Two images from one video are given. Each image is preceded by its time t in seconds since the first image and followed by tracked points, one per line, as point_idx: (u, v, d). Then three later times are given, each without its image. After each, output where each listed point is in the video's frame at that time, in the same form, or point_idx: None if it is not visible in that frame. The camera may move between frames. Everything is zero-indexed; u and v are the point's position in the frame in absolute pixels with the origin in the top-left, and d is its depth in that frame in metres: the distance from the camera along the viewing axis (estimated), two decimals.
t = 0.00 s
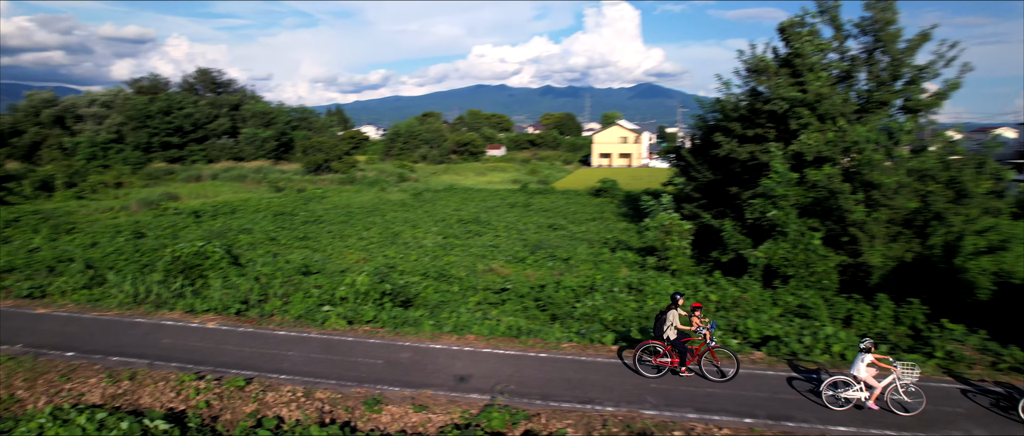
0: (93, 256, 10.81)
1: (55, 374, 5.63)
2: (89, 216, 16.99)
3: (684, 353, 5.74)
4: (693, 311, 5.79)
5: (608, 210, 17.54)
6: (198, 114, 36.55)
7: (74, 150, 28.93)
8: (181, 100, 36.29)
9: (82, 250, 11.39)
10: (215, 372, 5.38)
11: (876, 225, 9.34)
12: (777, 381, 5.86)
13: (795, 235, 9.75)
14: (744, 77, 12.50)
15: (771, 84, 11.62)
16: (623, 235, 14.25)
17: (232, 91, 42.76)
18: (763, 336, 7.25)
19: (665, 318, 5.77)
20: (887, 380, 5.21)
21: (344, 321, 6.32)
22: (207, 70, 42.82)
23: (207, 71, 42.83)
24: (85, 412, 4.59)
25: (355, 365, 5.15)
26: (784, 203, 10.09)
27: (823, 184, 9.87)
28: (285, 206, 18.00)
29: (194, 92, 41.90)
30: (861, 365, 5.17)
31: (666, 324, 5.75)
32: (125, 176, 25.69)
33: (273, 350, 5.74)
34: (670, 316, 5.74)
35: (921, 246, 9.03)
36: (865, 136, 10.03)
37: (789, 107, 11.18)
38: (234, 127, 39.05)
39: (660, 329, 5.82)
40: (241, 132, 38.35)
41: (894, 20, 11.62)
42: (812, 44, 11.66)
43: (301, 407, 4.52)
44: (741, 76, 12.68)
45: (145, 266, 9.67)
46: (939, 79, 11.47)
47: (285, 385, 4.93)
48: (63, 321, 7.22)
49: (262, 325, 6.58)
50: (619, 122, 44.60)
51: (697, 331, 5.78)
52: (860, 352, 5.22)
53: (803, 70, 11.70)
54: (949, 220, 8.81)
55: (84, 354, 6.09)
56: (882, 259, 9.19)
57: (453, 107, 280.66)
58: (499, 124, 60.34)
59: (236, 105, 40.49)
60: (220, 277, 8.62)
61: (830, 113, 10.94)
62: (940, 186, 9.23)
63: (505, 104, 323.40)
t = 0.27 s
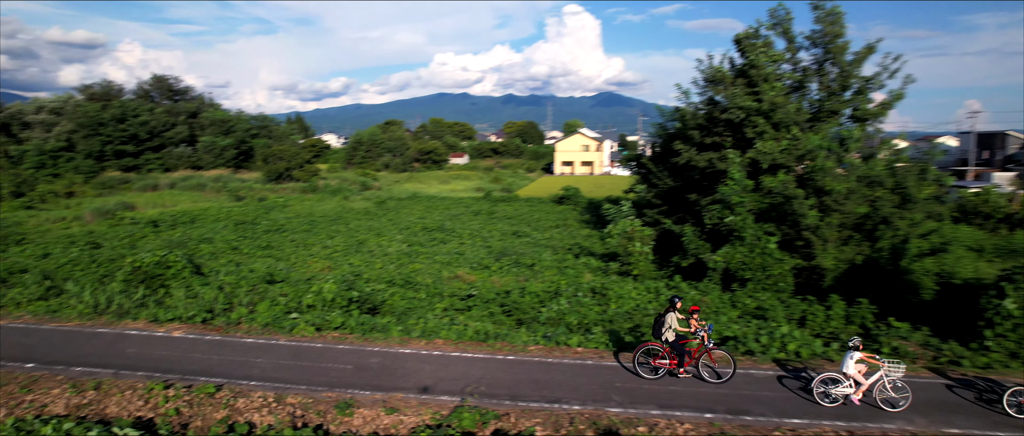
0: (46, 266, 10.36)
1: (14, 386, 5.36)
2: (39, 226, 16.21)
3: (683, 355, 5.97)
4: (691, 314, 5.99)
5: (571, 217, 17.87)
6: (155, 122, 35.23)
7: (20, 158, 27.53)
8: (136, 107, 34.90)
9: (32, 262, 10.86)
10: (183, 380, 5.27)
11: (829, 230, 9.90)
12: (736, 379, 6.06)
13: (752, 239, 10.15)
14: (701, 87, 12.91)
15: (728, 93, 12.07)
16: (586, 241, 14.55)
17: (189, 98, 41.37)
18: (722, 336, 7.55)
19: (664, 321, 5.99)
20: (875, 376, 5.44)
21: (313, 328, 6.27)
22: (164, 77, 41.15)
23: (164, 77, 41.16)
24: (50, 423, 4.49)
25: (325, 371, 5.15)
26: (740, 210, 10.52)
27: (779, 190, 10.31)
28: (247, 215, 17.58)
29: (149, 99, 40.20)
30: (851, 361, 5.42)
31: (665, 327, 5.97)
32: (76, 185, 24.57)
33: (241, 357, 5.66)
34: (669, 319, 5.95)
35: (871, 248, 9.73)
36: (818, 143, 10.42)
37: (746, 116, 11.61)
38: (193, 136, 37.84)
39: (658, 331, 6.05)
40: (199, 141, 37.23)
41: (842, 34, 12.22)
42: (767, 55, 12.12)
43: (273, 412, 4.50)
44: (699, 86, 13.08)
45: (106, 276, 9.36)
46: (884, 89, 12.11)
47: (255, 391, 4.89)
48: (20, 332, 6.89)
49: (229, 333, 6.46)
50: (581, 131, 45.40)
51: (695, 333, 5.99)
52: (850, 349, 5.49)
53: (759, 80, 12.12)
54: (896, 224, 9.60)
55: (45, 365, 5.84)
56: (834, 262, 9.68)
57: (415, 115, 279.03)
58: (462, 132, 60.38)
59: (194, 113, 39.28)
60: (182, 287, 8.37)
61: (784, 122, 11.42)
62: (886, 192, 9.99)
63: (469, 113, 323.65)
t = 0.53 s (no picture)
0: None
1: None
2: None
3: (681, 357, 6.18)
4: (688, 316, 6.23)
5: (536, 224, 18.09)
6: (108, 129, 33.72)
7: None
8: (88, 114, 33.31)
9: None
10: (152, 388, 5.15)
11: (784, 234, 10.42)
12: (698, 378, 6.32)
13: (711, 244, 10.51)
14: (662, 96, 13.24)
15: (688, 103, 12.41)
16: (551, 247, 14.79)
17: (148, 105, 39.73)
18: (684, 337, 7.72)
19: (663, 323, 6.21)
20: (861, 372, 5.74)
21: (282, 335, 6.20)
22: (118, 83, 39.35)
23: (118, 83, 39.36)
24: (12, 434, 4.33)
25: (297, 377, 5.12)
26: (700, 215, 10.89)
27: (736, 196, 10.76)
28: (208, 224, 17.09)
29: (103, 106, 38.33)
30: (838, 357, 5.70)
31: (664, 330, 6.19)
32: (21, 195, 23.30)
33: (211, 364, 5.56)
34: (668, 322, 6.16)
35: (825, 252, 10.46)
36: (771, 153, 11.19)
37: (705, 124, 11.97)
38: (149, 143, 36.48)
39: (657, 334, 6.26)
40: (156, 148, 35.92)
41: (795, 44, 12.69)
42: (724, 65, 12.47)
43: (246, 417, 4.47)
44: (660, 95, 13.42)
45: (61, 287, 9.00)
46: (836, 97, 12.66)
47: (227, 397, 4.82)
48: None
49: (198, 341, 6.32)
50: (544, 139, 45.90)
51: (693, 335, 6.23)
52: (837, 347, 5.77)
53: (718, 90, 12.47)
54: (848, 228, 10.40)
55: (3, 376, 5.60)
56: (790, 265, 10.20)
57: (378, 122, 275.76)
58: (426, 140, 60.13)
59: (150, 120, 37.87)
60: (145, 298, 8.14)
61: (742, 130, 11.81)
62: (838, 197, 10.65)
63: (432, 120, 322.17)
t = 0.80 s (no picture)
0: None
1: None
2: None
3: (680, 357, 6.42)
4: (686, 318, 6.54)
5: (503, 231, 18.23)
6: (62, 135, 32.11)
7: None
8: (40, 120, 31.47)
9: None
10: (121, 395, 5.05)
11: (744, 238, 10.72)
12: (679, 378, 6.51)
13: (674, 248, 10.83)
14: (626, 104, 13.55)
15: (652, 111, 12.76)
16: (518, 253, 14.94)
17: (104, 111, 37.84)
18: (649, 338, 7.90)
19: (662, 324, 6.50)
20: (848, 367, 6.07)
21: (253, 341, 6.13)
22: (71, 87, 37.31)
23: (71, 88, 37.30)
24: None
25: (269, 382, 5.09)
26: (662, 221, 11.22)
27: (697, 201, 11.00)
28: (169, 232, 16.54)
29: (55, 112, 36.29)
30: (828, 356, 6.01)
31: (663, 330, 6.47)
32: None
33: (181, 371, 5.47)
34: (667, 323, 6.47)
35: (784, 256, 10.76)
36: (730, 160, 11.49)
37: (668, 132, 12.32)
38: (106, 152, 35.02)
39: (656, 334, 6.54)
40: (113, 156, 34.47)
41: (754, 56, 12.93)
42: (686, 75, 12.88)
43: (219, 422, 4.43)
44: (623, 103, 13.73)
45: (15, 298, 8.61)
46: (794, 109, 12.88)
47: (200, 404, 4.76)
48: None
49: (167, 348, 6.20)
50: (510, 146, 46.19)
51: (691, 335, 6.49)
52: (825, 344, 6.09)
53: (680, 99, 12.88)
54: (805, 232, 10.61)
55: None
56: (751, 268, 10.63)
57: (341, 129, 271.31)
58: (390, 148, 59.62)
59: (105, 127, 36.38)
60: (109, 307, 7.90)
61: (704, 137, 12.17)
62: (796, 202, 10.93)
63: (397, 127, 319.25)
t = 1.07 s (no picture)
0: None
1: None
2: None
3: (678, 358, 6.65)
4: (685, 320, 6.73)
5: (470, 238, 18.25)
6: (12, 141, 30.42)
7: None
8: None
9: None
10: (91, 404, 4.91)
11: (707, 243, 11.14)
12: (679, 377, 6.77)
13: (639, 253, 11.12)
14: (592, 111, 13.84)
15: (617, 119, 13.08)
16: (486, 260, 15.02)
17: (57, 117, 36.12)
18: (616, 341, 8.09)
19: (661, 326, 6.71)
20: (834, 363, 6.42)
21: (224, 348, 6.03)
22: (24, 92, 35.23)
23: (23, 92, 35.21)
24: None
25: (242, 388, 5.04)
26: (627, 226, 11.51)
27: (662, 207, 11.33)
28: (128, 241, 15.91)
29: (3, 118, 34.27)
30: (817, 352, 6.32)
31: (662, 332, 6.69)
32: None
33: (152, 379, 5.36)
34: (666, 324, 6.68)
35: (745, 260, 11.25)
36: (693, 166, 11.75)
37: (633, 140, 12.63)
38: (59, 159, 33.41)
39: (657, 336, 6.76)
40: (67, 164, 32.86)
41: (715, 65, 13.27)
42: (649, 84, 13.25)
43: (193, 428, 4.38)
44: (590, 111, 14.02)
45: None
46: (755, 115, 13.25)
47: (173, 410, 4.69)
48: None
49: (136, 357, 6.05)
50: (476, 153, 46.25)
51: (690, 336, 6.69)
52: (814, 342, 6.39)
53: (645, 107, 13.21)
54: (766, 237, 11.15)
55: None
56: (714, 272, 11.01)
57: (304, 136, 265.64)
58: (355, 155, 58.83)
59: (59, 133, 34.75)
60: (70, 317, 7.61)
61: (668, 144, 12.52)
62: (756, 208, 11.41)
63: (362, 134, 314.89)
